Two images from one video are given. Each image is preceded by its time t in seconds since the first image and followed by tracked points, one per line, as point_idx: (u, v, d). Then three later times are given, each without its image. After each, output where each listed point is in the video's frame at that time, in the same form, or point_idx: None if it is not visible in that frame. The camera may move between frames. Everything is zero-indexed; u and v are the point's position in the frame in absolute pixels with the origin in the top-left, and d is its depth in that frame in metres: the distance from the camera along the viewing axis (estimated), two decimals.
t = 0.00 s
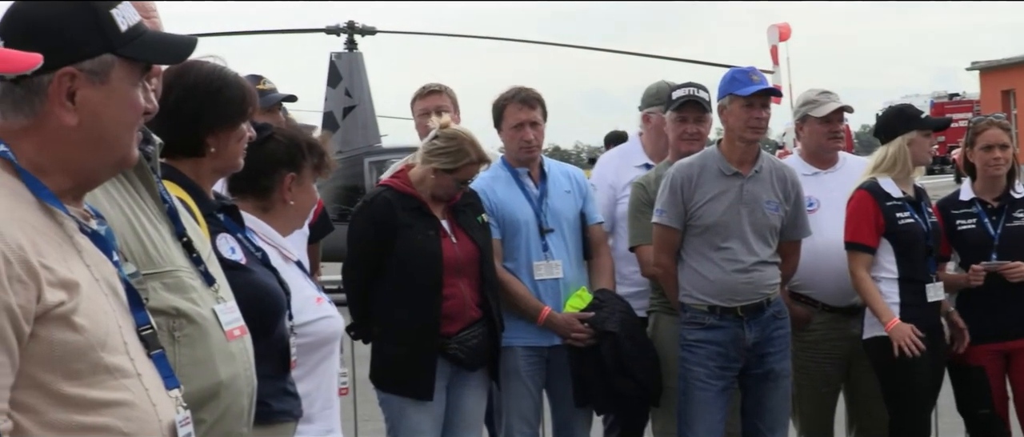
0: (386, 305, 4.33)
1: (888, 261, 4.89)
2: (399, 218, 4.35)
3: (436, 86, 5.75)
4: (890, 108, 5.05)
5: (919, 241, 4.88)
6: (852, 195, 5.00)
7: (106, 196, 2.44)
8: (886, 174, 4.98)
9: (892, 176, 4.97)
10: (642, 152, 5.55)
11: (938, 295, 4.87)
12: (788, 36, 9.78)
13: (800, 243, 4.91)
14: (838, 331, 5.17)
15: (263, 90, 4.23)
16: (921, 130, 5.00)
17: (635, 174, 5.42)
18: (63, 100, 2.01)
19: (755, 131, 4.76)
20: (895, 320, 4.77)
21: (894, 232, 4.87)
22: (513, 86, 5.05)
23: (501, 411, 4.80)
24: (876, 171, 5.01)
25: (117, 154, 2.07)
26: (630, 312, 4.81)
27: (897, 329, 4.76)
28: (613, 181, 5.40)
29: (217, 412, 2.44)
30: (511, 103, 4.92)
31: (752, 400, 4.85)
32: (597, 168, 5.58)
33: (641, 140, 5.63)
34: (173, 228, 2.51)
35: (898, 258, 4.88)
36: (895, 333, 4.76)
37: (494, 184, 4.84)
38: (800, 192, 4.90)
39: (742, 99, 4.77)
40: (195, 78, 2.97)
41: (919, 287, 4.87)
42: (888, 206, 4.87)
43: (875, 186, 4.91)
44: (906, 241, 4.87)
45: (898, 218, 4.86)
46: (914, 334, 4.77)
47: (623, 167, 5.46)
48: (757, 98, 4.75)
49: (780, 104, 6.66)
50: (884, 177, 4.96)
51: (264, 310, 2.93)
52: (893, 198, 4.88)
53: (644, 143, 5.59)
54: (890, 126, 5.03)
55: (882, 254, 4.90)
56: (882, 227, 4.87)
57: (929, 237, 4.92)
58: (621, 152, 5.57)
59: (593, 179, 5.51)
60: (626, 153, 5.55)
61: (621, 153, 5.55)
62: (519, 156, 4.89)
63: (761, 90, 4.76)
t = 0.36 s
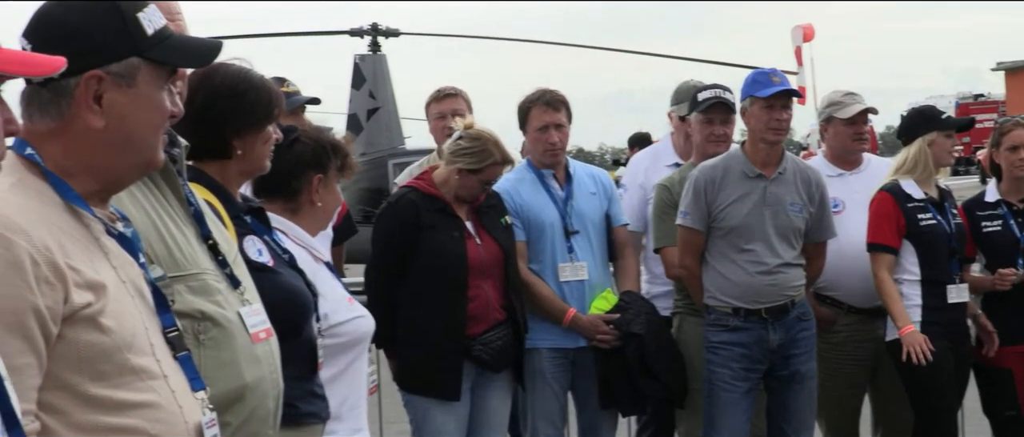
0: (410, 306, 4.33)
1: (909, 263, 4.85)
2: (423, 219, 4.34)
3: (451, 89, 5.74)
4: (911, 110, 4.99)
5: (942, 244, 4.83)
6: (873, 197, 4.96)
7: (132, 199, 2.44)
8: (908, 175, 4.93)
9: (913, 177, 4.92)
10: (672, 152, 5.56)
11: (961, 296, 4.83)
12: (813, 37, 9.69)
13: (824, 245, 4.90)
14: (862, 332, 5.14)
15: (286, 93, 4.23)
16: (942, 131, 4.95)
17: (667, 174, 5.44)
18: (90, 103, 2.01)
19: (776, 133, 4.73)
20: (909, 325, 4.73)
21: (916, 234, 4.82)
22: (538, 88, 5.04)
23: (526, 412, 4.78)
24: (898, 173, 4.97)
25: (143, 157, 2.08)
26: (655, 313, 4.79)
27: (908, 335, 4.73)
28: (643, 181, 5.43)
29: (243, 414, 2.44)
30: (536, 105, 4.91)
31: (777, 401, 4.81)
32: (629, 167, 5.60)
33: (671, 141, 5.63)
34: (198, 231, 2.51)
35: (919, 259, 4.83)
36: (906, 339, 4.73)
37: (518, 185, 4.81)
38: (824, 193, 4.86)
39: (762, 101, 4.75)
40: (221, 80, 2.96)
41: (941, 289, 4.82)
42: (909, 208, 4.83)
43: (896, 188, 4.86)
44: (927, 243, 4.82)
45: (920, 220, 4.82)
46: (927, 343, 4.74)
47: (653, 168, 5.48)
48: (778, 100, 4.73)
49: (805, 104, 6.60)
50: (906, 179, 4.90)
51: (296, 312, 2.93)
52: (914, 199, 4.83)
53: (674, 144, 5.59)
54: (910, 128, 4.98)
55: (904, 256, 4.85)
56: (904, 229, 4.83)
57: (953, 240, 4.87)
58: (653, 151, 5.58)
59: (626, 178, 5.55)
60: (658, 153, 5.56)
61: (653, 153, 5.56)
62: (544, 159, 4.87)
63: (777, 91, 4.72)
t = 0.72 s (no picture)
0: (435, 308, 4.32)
1: (933, 265, 4.79)
2: (449, 221, 4.32)
3: (474, 92, 5.74)
4: (938, 111, 4.96)
5: (965, 243, 4.78)
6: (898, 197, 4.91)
7: (160, 202, 2.44)
8: (933, 177, 4.88)
9: (938, 178, 4.87)
10: (700, 152, 5.55)
11: (985, 298, 4.78)
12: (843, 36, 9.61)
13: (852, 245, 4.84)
14: (891, 333, 5.08)
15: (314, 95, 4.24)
16: (965, 131, 4.88)
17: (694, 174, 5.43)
18: (121, 106, 2.02)
19: (801, 134, 4.71)
20: (923, 338, 4.71)
21: (939, 235, 4.77)
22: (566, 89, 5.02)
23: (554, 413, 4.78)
24: (922, 175, 4.91)
25: (172, 159, 2.08)
26: (683, 314, 4.77)
27: (921, 347, 4.71)
28: (670, 181, 5.44)
29: (272, 416, 2.45)
30: (563, 107, 4.90)
31: (806, 402, 4.78)
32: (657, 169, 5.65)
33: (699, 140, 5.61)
34: (227, 232, 2.51)
35: (943, 261, 4.78)
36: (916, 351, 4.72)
37: (547, 186, 4.81)
38: (852, 193, 4.82)
39: (786, 103, 4.74)
40: (250, 82, 2.96)
41: (964, 291, 4.77)
42: (933, 209, 4.77)
43: (920, 189, 4.80)
44: (949, 244, 4.77)
45: (943, 221, 4.76)
46: (936, 360, 4.70)
47: (680, 168, 5.48)
48: (803, 100, 4.72)
49: (832, 104, 6.54)
50: (931, 180, 4.85)
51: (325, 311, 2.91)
52: (938, 201, 4.77)
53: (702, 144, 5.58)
54: (934, 128, 4.95)
55: (927, 258, 4.79)
56: (926, 230, 4.77)
57: (977, 242, 4.82)
58: (681, 152, 5.59)
59: (655, 178, 5.58)
60: (686, 153, 5.57)
61: (680, 154, 5.57)
62: (572, 161, 4.85)
63: (801, 92, 4.71)
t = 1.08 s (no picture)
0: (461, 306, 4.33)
1: (959, 267, 4.75)
2: (474, 219, 4.33)
3: (505, 93, 5.72)
4: (966, 111, 4.91)
5: (990, 246, 4.73)
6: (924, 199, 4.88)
7: (190, 202, 2.45)
8: (961, 177, 4.83)
9: (966, 179, 4.82)
10: (724, 153, 5.50)
11: (1010, 300, 4.71)
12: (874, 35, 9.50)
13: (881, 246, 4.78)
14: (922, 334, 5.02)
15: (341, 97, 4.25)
16: (995, 133, 4.84)
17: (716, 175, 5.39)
18: (156, 107, 2.03)
19: (828, 134, 4.67)
20: (939, 347, 4.72)
21: (962, 237, 4.72)
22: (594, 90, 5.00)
23: (582, 413, 4.76)
24: (951, 175, 4.87)
25: (206, 162, 2.09)
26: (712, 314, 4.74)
27: (935, 355, 4.72)
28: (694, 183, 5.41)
29: (300, 418, 2.46)
30: (592, 107, 4.88)
31: (834, 403, 4.73)
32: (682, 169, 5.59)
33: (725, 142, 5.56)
34: (257, 234, 2.51)
35: (969, 263, 4.73)
36: (931, 358, 4.73)
37: (576, 187, 4.78)
38: (881, 194, 4.77)
39: (813, 103, 4.71)
40: (281, 85, 2.95)
41: (986, 293, 4.71)
42: (957, 211, 4.72)
43: (947, 191, 4.77)
44: (974, 246, 4.72)
45: (967, 223, 4.71)
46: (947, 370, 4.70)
47: (705, 169, 5.44)
48: (830, 101, 4.68)
49: (861, 104, 6.49)
50: (959, 181, 4.82)
51: (354, 310, 2.89)
52: (963, 203, 4.73)
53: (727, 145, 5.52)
54: (964, 129, 4.89)
55: (952, 260, 4.75)
56: (951, 231, 4.72)
57: (1005, 241, 4.75)
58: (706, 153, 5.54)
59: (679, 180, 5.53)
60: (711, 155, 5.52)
61: (705, 155, 5.53)
62: (601, 161, 4.84)
63: (826, 93, 4.67)
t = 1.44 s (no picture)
0: (491, 303, 4.34)
1: (984, 267, 4.69)
2: (506, 216, 4.34)
3: (539, 92, 5.68)
4: (995, 110, 4.84)
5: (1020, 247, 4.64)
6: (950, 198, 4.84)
7: (217, 203, 2.45)
8: (987, 175, 4.79)
9: (992, 177, 4.78)
10: (742, 153, 5.51)
11: None
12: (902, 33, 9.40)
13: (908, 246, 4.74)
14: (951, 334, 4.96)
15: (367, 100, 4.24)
16: None
17: (732, 174, 5.39)
18: (192, 108, 2.03)
19: (852, 134, 4.62)
20: (960, 347, 4.68)
21: (987, 238, 4.68)
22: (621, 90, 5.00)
23: (609, 413, 4.74)
24: (978, 173, 4.84)
25: (236, 164, 2.09)
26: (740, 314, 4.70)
27: (956, 355, 4.69)
28: (710, 182, 5.42)
29: (327, 419, 2.46)
30: (618, 107, 4.87)
31: (861, 403, 4.69)
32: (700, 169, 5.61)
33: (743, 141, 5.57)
34: (284, 234, 2.51)
35: (995, 263, 4.67)
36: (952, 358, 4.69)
37: (603, 186, 4.77)
38: (909, 194, 4.72)
39: (837, 102, 4.67)
40: (307, 85, 2.94)
41: (1013, 292, 4.62)
42: (983, 211, 4.68)
43: (973, 191, 4.72)
44: (1001, 247, 4.65)
45: (993, 224, 4.66)
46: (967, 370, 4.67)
47: (721, 168, 5.45)
48: (853, 101, 4.63)
49: (887, 103, 6.42)
50: (985, 180, 4.77)
51: (384, 311, 2.90)
52: (989, 202, 4.68)
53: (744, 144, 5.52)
54: (994, 129, 4.83)
55: (978, 260, 4.71)
56: (976, 231, 4.69)
57: None
58: (723, 153, 5.56)
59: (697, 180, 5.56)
60: (727, 155, 5.53)
61: (722, 155, 5.54)
62: (627, 160, 4.82)
63: (851, 91, 4.63)
